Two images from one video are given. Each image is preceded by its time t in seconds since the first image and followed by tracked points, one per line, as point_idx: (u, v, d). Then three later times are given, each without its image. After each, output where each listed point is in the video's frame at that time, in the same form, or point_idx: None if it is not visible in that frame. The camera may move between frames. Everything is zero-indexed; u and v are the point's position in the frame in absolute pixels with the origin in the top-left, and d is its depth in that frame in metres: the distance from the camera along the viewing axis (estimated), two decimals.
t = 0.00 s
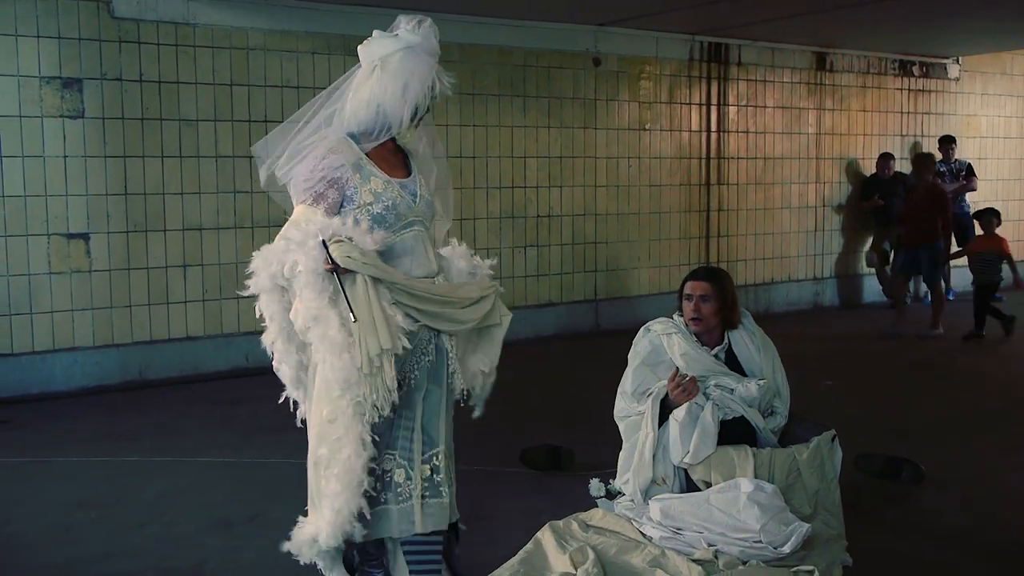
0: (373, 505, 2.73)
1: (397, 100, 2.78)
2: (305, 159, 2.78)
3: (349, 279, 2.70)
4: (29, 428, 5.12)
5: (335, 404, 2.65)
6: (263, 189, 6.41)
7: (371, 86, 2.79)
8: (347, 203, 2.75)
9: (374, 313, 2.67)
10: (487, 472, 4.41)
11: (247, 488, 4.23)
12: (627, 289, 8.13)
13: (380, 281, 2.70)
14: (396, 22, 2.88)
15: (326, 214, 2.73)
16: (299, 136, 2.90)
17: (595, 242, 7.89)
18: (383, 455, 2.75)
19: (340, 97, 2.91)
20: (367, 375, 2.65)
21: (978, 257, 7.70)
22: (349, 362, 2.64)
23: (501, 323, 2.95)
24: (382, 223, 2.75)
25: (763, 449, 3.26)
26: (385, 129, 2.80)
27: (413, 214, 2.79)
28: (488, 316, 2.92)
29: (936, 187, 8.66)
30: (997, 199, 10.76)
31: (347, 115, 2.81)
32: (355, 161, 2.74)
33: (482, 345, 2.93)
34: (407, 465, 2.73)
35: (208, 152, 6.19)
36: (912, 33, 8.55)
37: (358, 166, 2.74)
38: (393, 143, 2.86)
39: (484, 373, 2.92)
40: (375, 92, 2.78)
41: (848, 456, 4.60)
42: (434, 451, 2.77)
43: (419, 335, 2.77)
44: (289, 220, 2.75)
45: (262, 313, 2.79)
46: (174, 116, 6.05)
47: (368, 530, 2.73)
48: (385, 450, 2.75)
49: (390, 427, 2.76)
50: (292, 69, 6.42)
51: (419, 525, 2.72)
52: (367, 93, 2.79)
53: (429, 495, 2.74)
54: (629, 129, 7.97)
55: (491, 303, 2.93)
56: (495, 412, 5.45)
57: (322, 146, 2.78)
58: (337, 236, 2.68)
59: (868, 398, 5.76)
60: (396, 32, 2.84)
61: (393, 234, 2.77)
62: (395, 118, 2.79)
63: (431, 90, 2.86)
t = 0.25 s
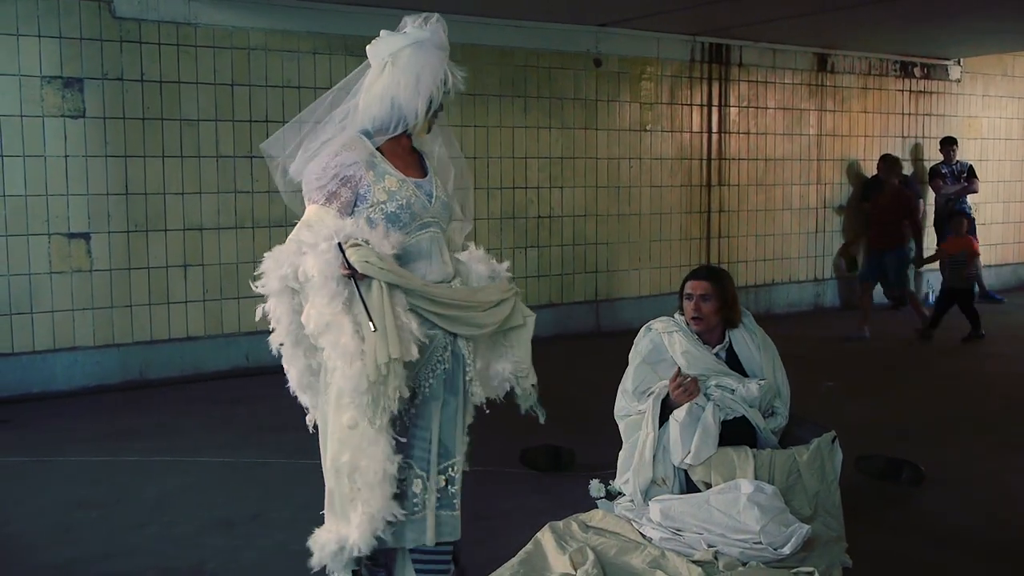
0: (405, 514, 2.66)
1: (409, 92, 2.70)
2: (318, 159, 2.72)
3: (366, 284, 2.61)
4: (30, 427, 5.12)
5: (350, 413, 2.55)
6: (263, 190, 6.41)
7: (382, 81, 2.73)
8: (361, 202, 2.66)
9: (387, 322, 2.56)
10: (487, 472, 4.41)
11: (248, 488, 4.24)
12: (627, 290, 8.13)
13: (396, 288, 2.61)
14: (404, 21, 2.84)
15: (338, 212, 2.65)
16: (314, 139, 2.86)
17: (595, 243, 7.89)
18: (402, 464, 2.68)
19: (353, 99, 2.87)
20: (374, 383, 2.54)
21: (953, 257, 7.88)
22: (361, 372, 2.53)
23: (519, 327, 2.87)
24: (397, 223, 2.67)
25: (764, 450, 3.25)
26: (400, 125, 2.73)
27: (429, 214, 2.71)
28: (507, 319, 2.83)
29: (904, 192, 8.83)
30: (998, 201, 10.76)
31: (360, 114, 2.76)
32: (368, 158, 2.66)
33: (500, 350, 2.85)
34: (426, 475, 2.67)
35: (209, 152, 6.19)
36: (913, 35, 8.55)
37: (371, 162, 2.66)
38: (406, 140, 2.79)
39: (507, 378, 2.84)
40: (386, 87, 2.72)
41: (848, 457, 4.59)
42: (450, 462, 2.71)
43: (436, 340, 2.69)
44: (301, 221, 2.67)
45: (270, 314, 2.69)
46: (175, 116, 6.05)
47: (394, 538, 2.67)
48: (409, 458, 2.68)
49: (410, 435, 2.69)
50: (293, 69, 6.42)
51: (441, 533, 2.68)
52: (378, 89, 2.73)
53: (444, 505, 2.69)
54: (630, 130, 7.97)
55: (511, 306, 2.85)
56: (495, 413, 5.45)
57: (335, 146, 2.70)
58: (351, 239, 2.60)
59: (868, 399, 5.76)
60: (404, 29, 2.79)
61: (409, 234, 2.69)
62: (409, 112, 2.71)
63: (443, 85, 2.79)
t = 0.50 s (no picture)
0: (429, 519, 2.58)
1: (423, 86, 2.59)
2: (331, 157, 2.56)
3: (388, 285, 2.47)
4: (32, 428, 5.14)
5: (370, 413, 2.42)
6: (265, 191, 6.43)
7: (394, 77, 2.62)
8: (378, 201, 2.52)
9: (411, 321, 2.44)
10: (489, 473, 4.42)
11: (250, 488, 4.25)
12: (628, 290, 8.14)
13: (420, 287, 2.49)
14: (415, 15, 2.74)
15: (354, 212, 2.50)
16: (325, 137, 2.75)
17: (596, 243, 7.90)
18: (425, 469, 2.59)
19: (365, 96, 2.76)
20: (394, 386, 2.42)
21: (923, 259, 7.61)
22: (384, 370, 2.40)
23: (537, 328, 2.80)
24: (417, 222, 2.54)
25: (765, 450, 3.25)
26: (415, 120, 2.61)
27: (449, 213, 2.59)
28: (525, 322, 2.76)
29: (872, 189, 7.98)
30: (998, 200, 10.77)
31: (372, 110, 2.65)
32: (385, 155, 2.53)
33: (521, 351, 2.77)
34: (452, 480, 2.59)
35: (210, 153, 6.20)
36: (914, 35, 8.56)
37: (388, 159, 2.53)
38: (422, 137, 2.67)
39: (527, 380, 2.76)
40: (399, 82, 2.61)
41: (849, 457, 4.61)
42: (473, 467, 2.62)
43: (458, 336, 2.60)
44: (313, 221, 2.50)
45: (285, 315, 2.54)
46: (177, 118, 6.07)
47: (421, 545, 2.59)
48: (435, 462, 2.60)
49: (437, 439, 2.61)
50: (294, 71, 6.44)
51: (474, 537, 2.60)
52: (390, 84, 2.62)
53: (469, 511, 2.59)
54: (630, 130, 7.98)
55: (528, 307, 2.77)
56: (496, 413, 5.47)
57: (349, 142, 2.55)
58: (373, 235, 2.44)
59: (868, 398, 5.78)
60: (416, 24, 2.69)
61: (429, 233, 2.56)
62: (425, 106, 2.60)
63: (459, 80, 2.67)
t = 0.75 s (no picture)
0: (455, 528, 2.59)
1: (433, 89, 2.59)
2: (343, 165, 2.59)
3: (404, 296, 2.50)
4: (34, 430, 5.15)
5: (394, 426, 2.45)
6: (266, 193, 6.44)
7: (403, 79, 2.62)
8: (391, 209, 2.56)
9: (430, 329, 2.48)
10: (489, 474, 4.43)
11: (252, 490, 4.26)
12: (628, 292, 8.15)
13: (438, 296, 2.52)
14: (423, 14, 2.72)
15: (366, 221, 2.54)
16: (335, 143, 2.73)
17: (596, 245, 7.91)
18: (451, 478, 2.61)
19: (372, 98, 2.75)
20: (415, 398, 2.45)
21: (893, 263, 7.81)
22: (404, 380, 2.43)
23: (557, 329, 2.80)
24: (433, 228, 2.57)
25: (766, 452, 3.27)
26: (426, 124, 2.62)
27: (464, 217, 2.61)
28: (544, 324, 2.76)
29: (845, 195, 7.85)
30: (997, 202, 10.79)
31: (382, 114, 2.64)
32: (398, 162, 2.55)
33: (541, 354, 2.78)
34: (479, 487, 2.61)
35: (212, 155, 6.21)
36: (914, 38, 8.57)
37: (400, 167, 2.55)
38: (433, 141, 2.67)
39: (549, 383, 2.77)
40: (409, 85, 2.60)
41: (849, 459, 4.62)
42: (501, 474, 2.63)
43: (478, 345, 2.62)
44: (325, 231, 2.56)
45: (301, 332, 2.58)
46: (178, 120, 6.08)
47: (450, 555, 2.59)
48: (458, 472, 2.61)
49: (459, 450, 2.62)
50: (295, 73, 6.45)
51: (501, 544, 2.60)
52: (400, 88, 2.62)
53: (497, 520, 2.61)
54: (631, 133, 7.99)
55: (547, 307, 2.77)
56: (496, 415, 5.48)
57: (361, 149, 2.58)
58: (388, 245, 2.48)
59: (868, 400, 5.79)
60: (424, 24, 2.67)
61: (444, 238, 2.59)
62: (434, 112, 2.60)
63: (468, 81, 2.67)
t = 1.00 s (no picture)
0: (482, 547, 2.52)
1: (428, 93, 2.51)
2: (341, 177, 2.54)
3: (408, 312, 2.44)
4: (32, 432, 5.13)
5: (410, 441, 2.42)
6: (265, 194, 6.42)
7: (397, 84, 2.54)
8: (393, 220, 2.49)
9: (434, 345, 2.41)
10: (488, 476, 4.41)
11: (250, 492, 4.24)
12: (629, 293, 8.12)
13: (440, 309, 2.43)
14: (418, 11, 2.63)
15: (368, 234, 2.48)
16: (335, 152, 2.68)
17: (597, 246, 7.88)
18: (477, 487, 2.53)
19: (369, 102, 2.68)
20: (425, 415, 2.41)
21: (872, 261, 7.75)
22: (415, 394, 2.39)
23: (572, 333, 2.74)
24: (436, 237, 2.49)
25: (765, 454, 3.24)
26: (423, 130, 2.54)
27: (467, 222, 2.53)
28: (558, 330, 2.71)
29: (822, 193, 7.75)
30: (1000, 201, 10.75)
31: (379, 120, 2.57)
32: (395, 172, 2.48)
33: (554, 356, 2.74)
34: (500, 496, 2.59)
35: (210, 156, 6.19)
36: (916, 37, 8.54)
37: (398, 175, 2.49)
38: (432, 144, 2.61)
39: (566, 387, 2.73)
40: (403, 90, 2.53)
41: (851, 459, 4.59)
42: (523, 478, 2.63)
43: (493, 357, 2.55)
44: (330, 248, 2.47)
45: (317, 352, 2.54)
46: (177, 121, 6.06)
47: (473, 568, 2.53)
48: (483, 483, 2.54)
49: (482, 461, 2.54)
50: (294, 74, 6.42)
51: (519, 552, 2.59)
52: (395, 92, 2.55)
53: (519, 525, 2.61)
54: (631, 132, 7.97)
55: (561, 312, 2.72)
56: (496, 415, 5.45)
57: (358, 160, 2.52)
58: (390, 260, 2.41)
59: (870, 401, 5.76)
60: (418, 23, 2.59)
61: (449, 247, 2.51)
62: (430, 117, 2.53)
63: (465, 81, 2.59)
